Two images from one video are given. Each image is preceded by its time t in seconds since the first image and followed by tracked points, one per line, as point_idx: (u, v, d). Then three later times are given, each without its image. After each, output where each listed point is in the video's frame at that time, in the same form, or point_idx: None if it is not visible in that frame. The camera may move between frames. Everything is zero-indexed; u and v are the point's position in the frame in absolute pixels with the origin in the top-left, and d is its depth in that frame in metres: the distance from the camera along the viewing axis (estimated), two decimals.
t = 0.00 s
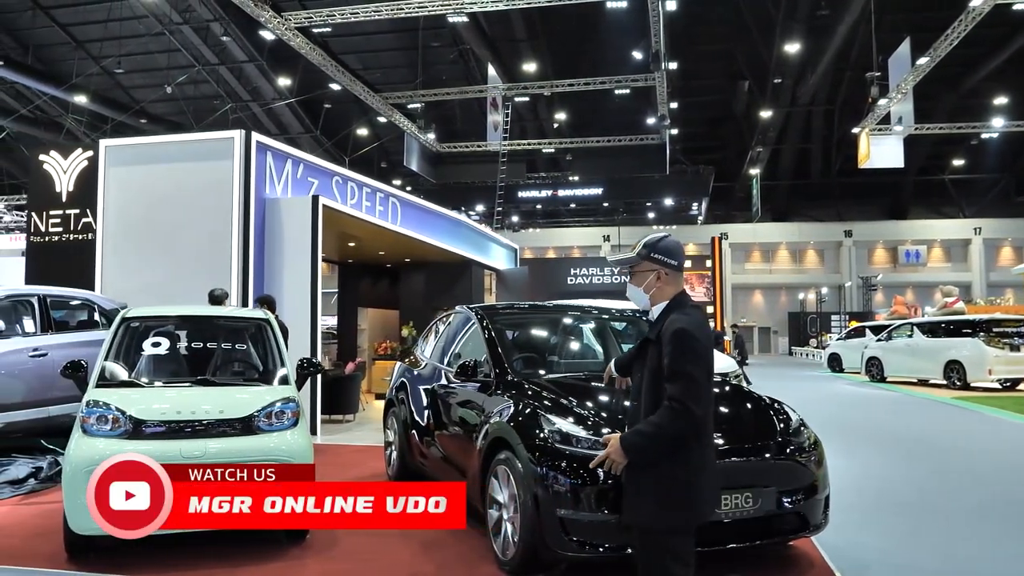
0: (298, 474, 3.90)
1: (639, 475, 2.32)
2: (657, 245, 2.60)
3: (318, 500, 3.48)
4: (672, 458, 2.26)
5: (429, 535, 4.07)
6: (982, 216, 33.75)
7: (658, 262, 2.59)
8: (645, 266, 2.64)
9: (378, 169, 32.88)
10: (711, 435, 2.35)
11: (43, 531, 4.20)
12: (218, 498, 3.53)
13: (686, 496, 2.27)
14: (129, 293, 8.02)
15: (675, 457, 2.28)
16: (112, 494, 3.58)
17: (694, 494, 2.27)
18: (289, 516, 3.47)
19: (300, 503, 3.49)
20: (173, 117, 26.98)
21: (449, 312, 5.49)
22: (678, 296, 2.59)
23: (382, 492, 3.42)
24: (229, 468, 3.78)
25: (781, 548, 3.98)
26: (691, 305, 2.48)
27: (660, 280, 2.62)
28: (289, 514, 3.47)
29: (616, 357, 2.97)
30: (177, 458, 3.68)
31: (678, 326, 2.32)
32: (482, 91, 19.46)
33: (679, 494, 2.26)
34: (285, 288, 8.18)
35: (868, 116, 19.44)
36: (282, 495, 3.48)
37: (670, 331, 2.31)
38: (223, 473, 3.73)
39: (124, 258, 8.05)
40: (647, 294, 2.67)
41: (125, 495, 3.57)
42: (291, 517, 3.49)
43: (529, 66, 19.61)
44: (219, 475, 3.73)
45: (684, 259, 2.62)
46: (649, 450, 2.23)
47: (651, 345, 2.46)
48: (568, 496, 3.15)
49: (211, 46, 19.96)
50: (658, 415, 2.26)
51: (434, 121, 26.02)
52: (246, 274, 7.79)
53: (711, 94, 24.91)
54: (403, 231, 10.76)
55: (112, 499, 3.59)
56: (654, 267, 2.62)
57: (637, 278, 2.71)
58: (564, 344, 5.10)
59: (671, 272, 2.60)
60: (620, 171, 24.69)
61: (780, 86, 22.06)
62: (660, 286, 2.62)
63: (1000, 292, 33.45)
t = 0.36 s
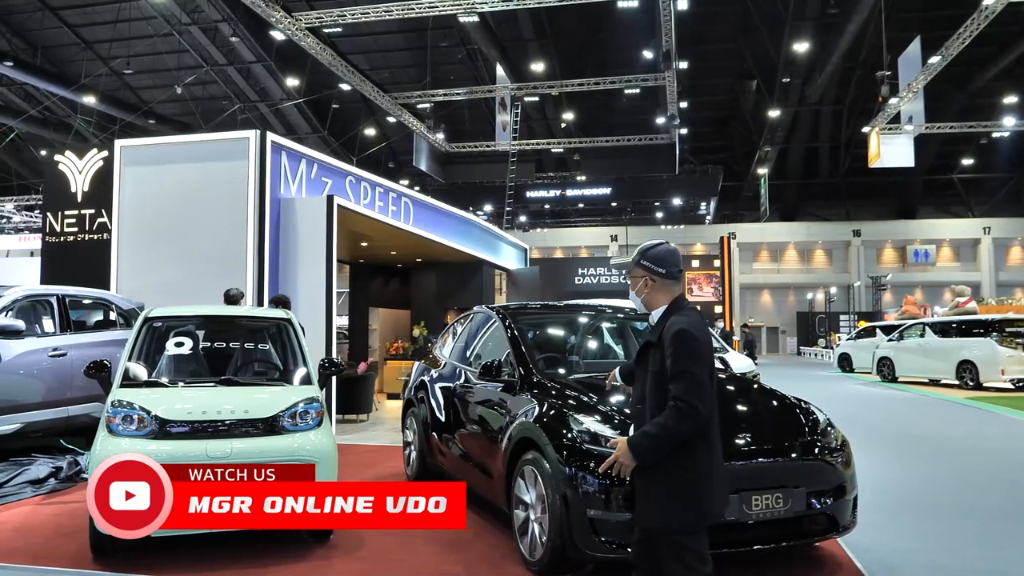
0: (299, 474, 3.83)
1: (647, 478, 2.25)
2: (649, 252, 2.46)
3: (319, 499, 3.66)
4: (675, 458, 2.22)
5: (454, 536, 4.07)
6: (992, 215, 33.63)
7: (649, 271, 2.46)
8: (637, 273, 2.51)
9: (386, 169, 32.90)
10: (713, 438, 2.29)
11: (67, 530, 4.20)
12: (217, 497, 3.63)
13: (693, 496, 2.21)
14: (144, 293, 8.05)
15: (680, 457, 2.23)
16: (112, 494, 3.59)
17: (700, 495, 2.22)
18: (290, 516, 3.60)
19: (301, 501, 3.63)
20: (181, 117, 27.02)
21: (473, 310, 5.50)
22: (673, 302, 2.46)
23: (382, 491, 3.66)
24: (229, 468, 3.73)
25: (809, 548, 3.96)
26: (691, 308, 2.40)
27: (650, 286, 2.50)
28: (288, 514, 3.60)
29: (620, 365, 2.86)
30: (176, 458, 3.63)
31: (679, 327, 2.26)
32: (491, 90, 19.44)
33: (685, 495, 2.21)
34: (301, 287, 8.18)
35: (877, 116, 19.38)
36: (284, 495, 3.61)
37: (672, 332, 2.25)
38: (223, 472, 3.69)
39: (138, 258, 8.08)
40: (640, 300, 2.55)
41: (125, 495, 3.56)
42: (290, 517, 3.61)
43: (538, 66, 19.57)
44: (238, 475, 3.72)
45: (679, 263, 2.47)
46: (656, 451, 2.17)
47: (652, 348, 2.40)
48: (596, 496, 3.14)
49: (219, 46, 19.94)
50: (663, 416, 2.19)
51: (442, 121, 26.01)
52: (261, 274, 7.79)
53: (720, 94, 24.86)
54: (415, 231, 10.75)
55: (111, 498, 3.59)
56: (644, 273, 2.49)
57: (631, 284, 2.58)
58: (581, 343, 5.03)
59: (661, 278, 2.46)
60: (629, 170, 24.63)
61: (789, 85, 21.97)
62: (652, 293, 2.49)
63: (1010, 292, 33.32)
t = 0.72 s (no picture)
0: (298, 474, 3.75)
1: (633, 464, 2.52)
2: (641, 254, 2.72)
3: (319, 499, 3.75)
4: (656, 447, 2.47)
5: (476, 538, 4.07)
6: (1000, 215, 33.49)
7: (643, 272, 2.71)
8: (631, 273, 2.77)
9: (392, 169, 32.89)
10: (694, 428, 2.53)
11: (91, 531, 4.20)
12: (217, 497, 3.60)
13: (672, 481, 2.46)
14: (158, 293, 8.08)
15: (661, 446, 2.47)
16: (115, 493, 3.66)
17: (678, 480, 2.46)
18: (290, 515, 3.69)
19: (301, 501, 3.71)
20: (188, 118, 27.05)
21: (494, 308, 5.49)
22: (662, 302, 2.72)
23: (382, 494, 4.02)
24: (229, 468, 3.67)
25: (835, 549, 3.96)
26: (677, 308, 2.65)
27: (642, 286, 2.75)
28: (288, 513, 3.69)
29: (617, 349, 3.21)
30: (178, 458, 3.61)
31: (660, 327, 2.51)
32: (499, 90, 19.41)
33: (665, 480, 2.46)
34: (315, 287, 8.17)
35: (886, 115, 19.33)
36: (284, 495, 3.68)
37: (652, 333, 2.51)
38: (223, 472, 3.64)
39: (153, 259, 8.10)
40: (633, 298, 2.80)
41: (125, 495, 3.60)
42: (290, 517, 3.70)
43: (545, 65, 19.54)
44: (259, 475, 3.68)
45: (670, 267, 2.73)
46: (638, 439, 2.42)
47: (638, 344, 2.63)
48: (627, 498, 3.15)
49: (227, 47, 19.91)
50: (645, 408, 2.44)
51: (449, 121, 25.98)
52: (276, 275, 7.78)
53: (728, 93, 24.81)
54: (427, 231, 10.75)
55: (113, 498, 3.66)
56: (638, 273, 2.74)
57: (625, 285, 2.84)
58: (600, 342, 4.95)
59: (653, 278, 2.71)
60: (637, 170, 24.55)
61: (796, 85, 21.89)
62: (645, 293, 2.75)
63: (1018, 292, 33.20)
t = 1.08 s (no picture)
0: (298, 474, 3.71)
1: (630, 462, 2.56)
2: (652, 258, 2.79)
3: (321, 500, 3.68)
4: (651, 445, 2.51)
5: (497, 539, 4.09)
6: (1007, 214, 33.39)
7: (651, 272, 2.78)
8: (640, 276, 2.83)
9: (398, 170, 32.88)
10: (691, 428, 2.56)
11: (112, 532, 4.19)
12: (217, 497, 3.56)
13: (669, 478, 2.49)
14: (171, 293, 8.09)
15: (657, 445, 2.52)
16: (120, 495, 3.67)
17: (676, 480, 2.49)
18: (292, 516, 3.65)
19: (302, 502, 3.66)
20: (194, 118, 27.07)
21: (512, 308, 5.51)
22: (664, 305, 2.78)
23: (382, 493, 3.85)
24: (230, 468, 3.64)
25: (860, 551, 3.95)
26: (676, 310, 2.72)
27: (650, 290, 2.83)
28: (290, 514, 3.64)
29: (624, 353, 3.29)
30: (178, 458, 3.59)
31: (658, 327, 2.56)
32: (506, 90, 19.38)
33: (662, 477, 2.49)
34: (328, 288, 8.16)
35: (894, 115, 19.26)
36: (285, 495, 3.63)
37: (651, 334, 2.55)
38: (223, 472, 3.61)
39: (166, 260, 8.12)
40: (639, 301, 2.87)
41: (125, 495, 3.60)
42: (291, 517, 3.66)
43: (552, 65, 19.50)
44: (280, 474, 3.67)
45: (673, 273, 2.82)
46: (637, 437, 2.47)
47: (637, 346, 2.69)
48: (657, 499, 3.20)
49: (233, 47, 19.91)
50: (644, 408, 2.49)
51: (456, 122, 25.95)
52: (289, 276, 7.78)
53: (734, 93, 24.75)
54: (437, 231, 10.74)
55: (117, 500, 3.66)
56: (649, 277, 2.80)
57: (628, 285, 2.91)
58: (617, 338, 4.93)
59: (663, 283, 2.79)
60: (644, 170, 24.50)
61: (803, 84, 21.79)
62: (652, 294, 2.82)
63: None
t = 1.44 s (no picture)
0: (297, 474, 3.65)
1: (617, 457, 2.66)
2: (649, 262, 2.86)
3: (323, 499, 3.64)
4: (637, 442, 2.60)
5: (516, 539, 4.09)
6: (1014, 214, 33.27)
7: (652, 277, 2.84)
8: (643, 280, 2.86)
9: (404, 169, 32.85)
10: (678, 428, 2.63)
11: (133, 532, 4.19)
12: (217, 497, 3.53)
13: (652, 478, 2.58)
14: (184, 292, 8.10)
15: (643, 445, 2.60)
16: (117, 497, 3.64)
17: (662, 478, 2.58)
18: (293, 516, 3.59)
19: (302, 502, 3.61)
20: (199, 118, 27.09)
21: (528, 309, 5.51)
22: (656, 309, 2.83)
23: (382, 493, 3.75)
24: (230, 467, 3.60)
25: (885, 552, 3.93)
26: (668, 314, 2.77)
27: (649, 292, 2.87)
28: (290, 514, 3.59)
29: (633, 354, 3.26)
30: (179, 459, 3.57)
31: (651, 335, 2.62)
32: (512, 90, 19.32)
33: (646, 476, 2.58)
34: (340, 288, 8.15)
35: (902, 115, 19.18)
36: (286, 495, 3.58)
37: (643, 341, 2.61)
38: (224, 471, 3.57)
39: (178, 258, 8.12)
40: (635, 304, 2.89)
41: (125, 495, 3.58)
42: (291, 517, 3.61)
43: (557, 65, 19.45)
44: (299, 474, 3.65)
45: (663, 272, 2.89)
46: (619, 434, 2.56)
47: (627, 348, 2.76)
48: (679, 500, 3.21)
49: (238, 47, 19.89)
50: (627, 407, 2.57)
51: (462, 122, 25.91)
52: (301, 276, 7.77)
53: (741, 92, 24.69)
54: (447, 231, 10.73)
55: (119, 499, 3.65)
56: (649, 281, 2.86)
57: (619, 289, 2.94)
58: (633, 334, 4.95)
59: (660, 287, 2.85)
60: (650, 169, 24.44)
61: (809, 84, 21.70)
62: (650, 297, 2.87)
63: None
